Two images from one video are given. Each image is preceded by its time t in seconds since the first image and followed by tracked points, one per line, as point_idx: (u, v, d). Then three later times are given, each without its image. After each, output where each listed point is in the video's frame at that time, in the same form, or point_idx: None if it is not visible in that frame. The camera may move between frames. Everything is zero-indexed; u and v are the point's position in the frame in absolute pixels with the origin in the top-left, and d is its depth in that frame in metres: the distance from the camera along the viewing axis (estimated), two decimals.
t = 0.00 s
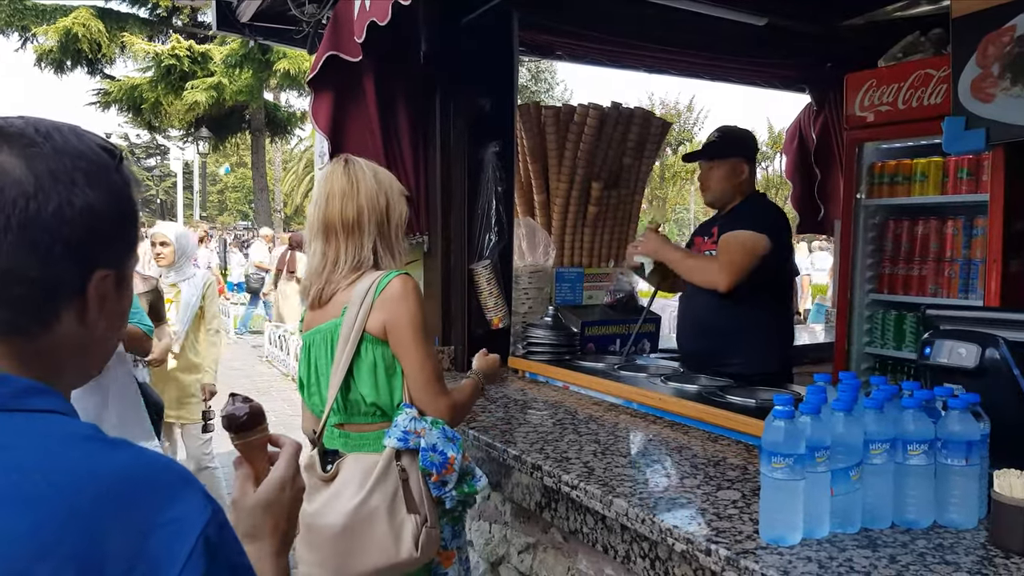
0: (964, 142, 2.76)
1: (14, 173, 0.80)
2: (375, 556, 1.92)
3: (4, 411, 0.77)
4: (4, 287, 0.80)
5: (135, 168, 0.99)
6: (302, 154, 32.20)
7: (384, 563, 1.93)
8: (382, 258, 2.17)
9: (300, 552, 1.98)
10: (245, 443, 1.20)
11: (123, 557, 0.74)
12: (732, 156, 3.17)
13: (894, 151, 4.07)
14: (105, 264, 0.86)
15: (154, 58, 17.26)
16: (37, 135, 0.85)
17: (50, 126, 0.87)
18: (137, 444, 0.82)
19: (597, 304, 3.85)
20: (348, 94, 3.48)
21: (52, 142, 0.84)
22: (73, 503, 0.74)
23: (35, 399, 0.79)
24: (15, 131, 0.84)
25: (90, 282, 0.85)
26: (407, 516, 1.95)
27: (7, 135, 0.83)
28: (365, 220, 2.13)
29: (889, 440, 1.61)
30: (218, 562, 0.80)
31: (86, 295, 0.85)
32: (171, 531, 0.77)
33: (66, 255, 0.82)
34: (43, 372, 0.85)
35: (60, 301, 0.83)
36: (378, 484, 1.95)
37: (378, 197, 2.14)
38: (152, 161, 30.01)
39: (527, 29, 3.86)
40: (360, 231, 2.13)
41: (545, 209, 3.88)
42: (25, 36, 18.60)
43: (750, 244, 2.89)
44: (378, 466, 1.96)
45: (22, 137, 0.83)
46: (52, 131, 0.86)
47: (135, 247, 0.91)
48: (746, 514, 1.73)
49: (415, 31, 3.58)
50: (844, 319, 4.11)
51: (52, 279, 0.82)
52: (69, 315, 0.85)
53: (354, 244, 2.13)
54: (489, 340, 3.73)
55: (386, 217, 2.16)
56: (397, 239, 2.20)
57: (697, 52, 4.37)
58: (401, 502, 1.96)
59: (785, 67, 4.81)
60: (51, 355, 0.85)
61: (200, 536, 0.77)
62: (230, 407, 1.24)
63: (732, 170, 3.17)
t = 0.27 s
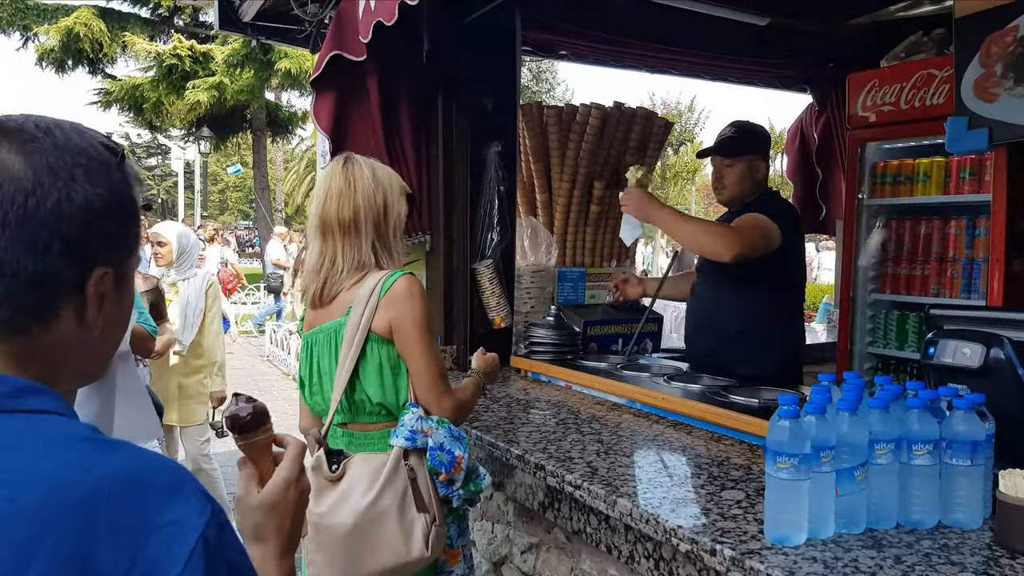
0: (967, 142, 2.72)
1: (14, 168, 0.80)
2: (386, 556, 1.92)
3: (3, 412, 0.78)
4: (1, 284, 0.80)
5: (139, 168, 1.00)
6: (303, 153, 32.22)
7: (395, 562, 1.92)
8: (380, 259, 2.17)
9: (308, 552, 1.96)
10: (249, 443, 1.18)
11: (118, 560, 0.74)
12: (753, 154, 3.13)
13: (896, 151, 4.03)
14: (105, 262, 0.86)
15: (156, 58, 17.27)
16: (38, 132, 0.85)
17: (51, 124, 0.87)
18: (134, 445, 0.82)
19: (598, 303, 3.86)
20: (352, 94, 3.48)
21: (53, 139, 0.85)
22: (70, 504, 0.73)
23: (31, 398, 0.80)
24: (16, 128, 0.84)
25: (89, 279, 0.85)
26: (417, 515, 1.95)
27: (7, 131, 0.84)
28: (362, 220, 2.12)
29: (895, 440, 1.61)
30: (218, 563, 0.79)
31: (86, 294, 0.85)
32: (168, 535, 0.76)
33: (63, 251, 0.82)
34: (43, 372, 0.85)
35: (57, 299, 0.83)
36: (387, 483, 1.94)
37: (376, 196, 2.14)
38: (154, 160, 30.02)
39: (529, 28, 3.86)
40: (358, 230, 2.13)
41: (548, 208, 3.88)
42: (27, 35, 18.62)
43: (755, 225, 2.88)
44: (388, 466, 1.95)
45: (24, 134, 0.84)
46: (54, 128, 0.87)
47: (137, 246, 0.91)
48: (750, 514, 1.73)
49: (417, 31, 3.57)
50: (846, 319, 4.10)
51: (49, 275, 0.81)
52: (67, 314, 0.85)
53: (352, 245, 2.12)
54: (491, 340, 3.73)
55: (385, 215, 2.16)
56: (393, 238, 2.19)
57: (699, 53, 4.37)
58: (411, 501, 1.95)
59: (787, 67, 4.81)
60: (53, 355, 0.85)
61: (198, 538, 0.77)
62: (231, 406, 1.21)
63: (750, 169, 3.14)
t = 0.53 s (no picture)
0: (966, 144, 2.76)
1: (33, 169, 0.81)
2: (387, 556, 1.92)
3: (5, 418, 0.78)
4: (15, 284, 0.80)
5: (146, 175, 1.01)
6: (302, 153, 32.20)
7: (395, 563, 1.92)
8: (374, 260, 2.16)
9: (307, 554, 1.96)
10: (253, 449, 1.18)
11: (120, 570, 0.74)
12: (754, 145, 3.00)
13: (896, 153, 4.04)
14: (116, 266, 0.87)
15: (155, 57, 17.26)
16: (56, 135, 0.86)
17: (67, 128, 0.88)
18: (137, 452, 0.82)
19: (598, 304, 3.85)
20: (352, 94, 3.49)
21: (70, 143, 0.86)
22: (73, 509, 0.73)
23: (34, 404, 0.80)
24: (32, 130, 0.85)
25: (99, 283, 0.85)
26: (417, 516, 1.96)
27: (25, 134, 0.84)
28: (355, 221, 2.11)
29: (895, 442, 1.61)
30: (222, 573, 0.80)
31: (95, 297, 0.85)
32: (171, 543, 0.76)
33: (77, 254, 0.82)
34: (42, 376, 0.84)
35: (66, 301, 0.83)
36: (387, 484, 1.95)
37: (370, 198, 2.12)
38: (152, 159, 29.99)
39: (528, 29, 3.86)
40: (350, 233, 2.12)
41: (548, 209, 3.88)
42: (26, 34, 18.60)
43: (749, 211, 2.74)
44: (388, 467, 1.96)
45: (41, 137, 0.85)
46: (70, 132, 0.88)
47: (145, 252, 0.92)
48: (751, 516, 1.73)
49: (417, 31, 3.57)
50: (846, 319, 4.10)
51: (63, 277, 0.82)
52: (74, 317, 0.84)
53: (346, 246, 2.12)
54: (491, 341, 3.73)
55: (385, 218, 2.16)
56: (387, 239, 2.17)
57: (699, 54, 4.37)
58: (411, 502, 1.96)
59: (787, 68, 4.81)
60: (54, 358, 0.84)
61: (202, 548, 0.77)
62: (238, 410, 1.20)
63: (752, 163, 3.01)
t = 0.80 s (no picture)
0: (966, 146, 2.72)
1: (48, 176, 0.81)
2: (391, 557, 1.93)
3: (12, 425, 0.77)
4: (29, 290, 0.80)
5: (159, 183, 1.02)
6: (300, 154, 32.18)
7: (400, 563, 1.93)
8: (366, 262, 2.13)
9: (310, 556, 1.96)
10: (260, 456, 1.23)
11: None
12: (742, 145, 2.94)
13: (894, 156, 4.08)
14: (126, 273, 0.87)
15: (153, 58, 17.25)
16: (71, 142, 0.86)
17: (81, 134, 0.89)
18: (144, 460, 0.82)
19: (597, 306, 3.76)
20: (353, 96, 3.49)
21: (85, 149, 0.86)
22: (84, 518, 0.74)
23: (42, 412, 0.80)
24: (47, 137, 0.86)
25: (110, 289, 0.86)
26: (420, 515, 1.97)
27: (40, 140, 0.85)
28: (347, 222, 2.11)
29: (895, 445, 1.62)
30: None
31: (106, 303, 0.86)
32: (178, 554, 0.76)
33: (90, 260, 0.83)
34: (47, 381, 0.84)
35: (78, 306, 0.83)
36: (390, 485, 1.96)
37: (364, 200, 2.12)
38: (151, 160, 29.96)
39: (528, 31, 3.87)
40: (344, 235, 2.12)
41: (547, 212, 3.87)
42: (24, 35, 18.60)
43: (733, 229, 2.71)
44: (390, 468, 1.97)
45: (55, 143, 0.85)
46: (85, 138, 0.88)
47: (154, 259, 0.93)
48: (751, 519, 1.73)
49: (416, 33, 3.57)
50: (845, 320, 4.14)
51: (75, 282, 0.82)
52: (85, 322, 0.85)
53: (338, 248, 2.11)
54: (490, 342, 3.73)
55: (381, 220, 2.15)
56: (380, 241, 2.16)
57: (699, 56, 4.37)
58: (414, 502, 1.98)
59: (786, 70, 4.81)
60: (58, 363, 0.84)
61: (210, 558, 0.77)
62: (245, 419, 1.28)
63: (740, 163, 2.96)
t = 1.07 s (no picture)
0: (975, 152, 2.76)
1: (63, 173, 0.81)
2: (409, 557, 1.94)
3: (31, 428, 0.77)
4: (43, 289, 0.80)
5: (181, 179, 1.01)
6: (302, 161, 32.24)
7: (417, 563, 1.94)
8: (371, 267, 2.13)
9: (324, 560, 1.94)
10: (274, 462, 1.23)
11: None
12: (741, 157, 2.89)
13: (899, 162, 4.07)
14: (143, 273, 0.87)
15: (156, 64, 17.30)
16: (89, 138, 0.86)
17: (100, 130, 0.88)
18: (163, 463, 0.81)
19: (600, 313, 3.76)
20: (357, 100, 3.46)
21: (103, 147, 0.86)
22: (103, 521, 0.73)
23: (62, 415, 0.79)
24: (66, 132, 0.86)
25: (127, 289, 0.85)
26: (435, 515, 1.99)
27: (58, 137, 0.85)
28: (353, 227, 2.11)
29: (904, 452, 1.60)
30: None
31: (124, 303, 0.86)
32: (195, 559, 0.76)
33: (105, 259, 0.82)
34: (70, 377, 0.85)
35: (95, 306, 0.83)
36: (405, 486, 1.97)
37: (369, 206, 2.11)
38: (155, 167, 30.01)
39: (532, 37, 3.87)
40: (350, 239, 2.11)
41: (551, 217, 3.84)
42: (27, 41, 18.67)
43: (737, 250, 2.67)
44: (403, 469, 1.98)
45: (73, 139, 0.85)
46: (104, 134, 0.88)
47: (173, 258, 0.92)
48: (758, 525, 1.72)
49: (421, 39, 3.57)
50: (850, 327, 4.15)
51: (91, 282, 0.82)
52: (104, 321, 0.85)
53: (342, 252, 2.12)
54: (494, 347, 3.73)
55: (387, 225, 2.14)
56: (384, 246, 2.15)
57: (703, 62, 4.37)
58: (429, 502, 1.99)
59: (790, 76, 4.81)
60: (78, 362, 0.85)
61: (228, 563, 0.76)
62: (258, 426, 1.28)
63: (741, 175, 2.90)
